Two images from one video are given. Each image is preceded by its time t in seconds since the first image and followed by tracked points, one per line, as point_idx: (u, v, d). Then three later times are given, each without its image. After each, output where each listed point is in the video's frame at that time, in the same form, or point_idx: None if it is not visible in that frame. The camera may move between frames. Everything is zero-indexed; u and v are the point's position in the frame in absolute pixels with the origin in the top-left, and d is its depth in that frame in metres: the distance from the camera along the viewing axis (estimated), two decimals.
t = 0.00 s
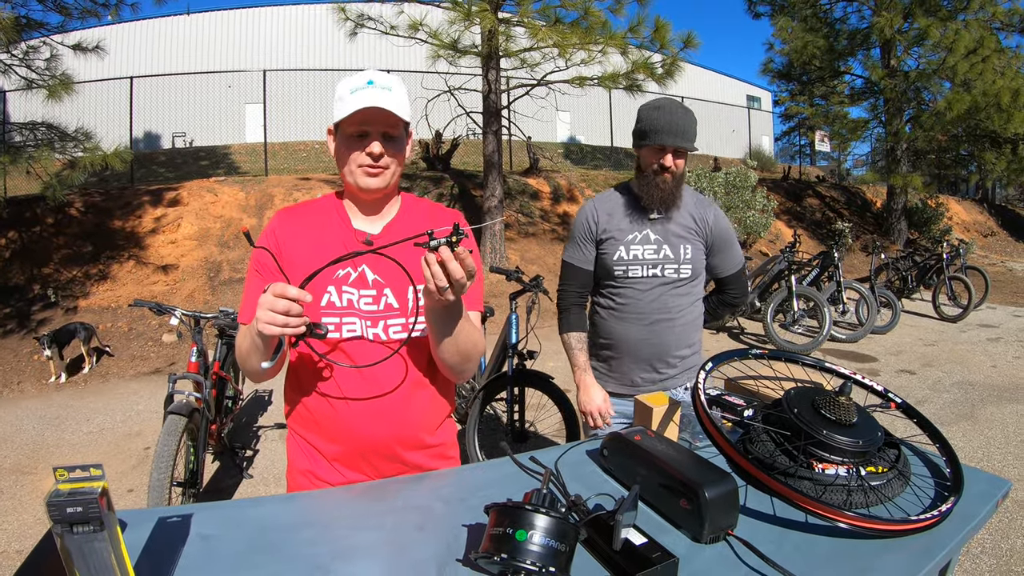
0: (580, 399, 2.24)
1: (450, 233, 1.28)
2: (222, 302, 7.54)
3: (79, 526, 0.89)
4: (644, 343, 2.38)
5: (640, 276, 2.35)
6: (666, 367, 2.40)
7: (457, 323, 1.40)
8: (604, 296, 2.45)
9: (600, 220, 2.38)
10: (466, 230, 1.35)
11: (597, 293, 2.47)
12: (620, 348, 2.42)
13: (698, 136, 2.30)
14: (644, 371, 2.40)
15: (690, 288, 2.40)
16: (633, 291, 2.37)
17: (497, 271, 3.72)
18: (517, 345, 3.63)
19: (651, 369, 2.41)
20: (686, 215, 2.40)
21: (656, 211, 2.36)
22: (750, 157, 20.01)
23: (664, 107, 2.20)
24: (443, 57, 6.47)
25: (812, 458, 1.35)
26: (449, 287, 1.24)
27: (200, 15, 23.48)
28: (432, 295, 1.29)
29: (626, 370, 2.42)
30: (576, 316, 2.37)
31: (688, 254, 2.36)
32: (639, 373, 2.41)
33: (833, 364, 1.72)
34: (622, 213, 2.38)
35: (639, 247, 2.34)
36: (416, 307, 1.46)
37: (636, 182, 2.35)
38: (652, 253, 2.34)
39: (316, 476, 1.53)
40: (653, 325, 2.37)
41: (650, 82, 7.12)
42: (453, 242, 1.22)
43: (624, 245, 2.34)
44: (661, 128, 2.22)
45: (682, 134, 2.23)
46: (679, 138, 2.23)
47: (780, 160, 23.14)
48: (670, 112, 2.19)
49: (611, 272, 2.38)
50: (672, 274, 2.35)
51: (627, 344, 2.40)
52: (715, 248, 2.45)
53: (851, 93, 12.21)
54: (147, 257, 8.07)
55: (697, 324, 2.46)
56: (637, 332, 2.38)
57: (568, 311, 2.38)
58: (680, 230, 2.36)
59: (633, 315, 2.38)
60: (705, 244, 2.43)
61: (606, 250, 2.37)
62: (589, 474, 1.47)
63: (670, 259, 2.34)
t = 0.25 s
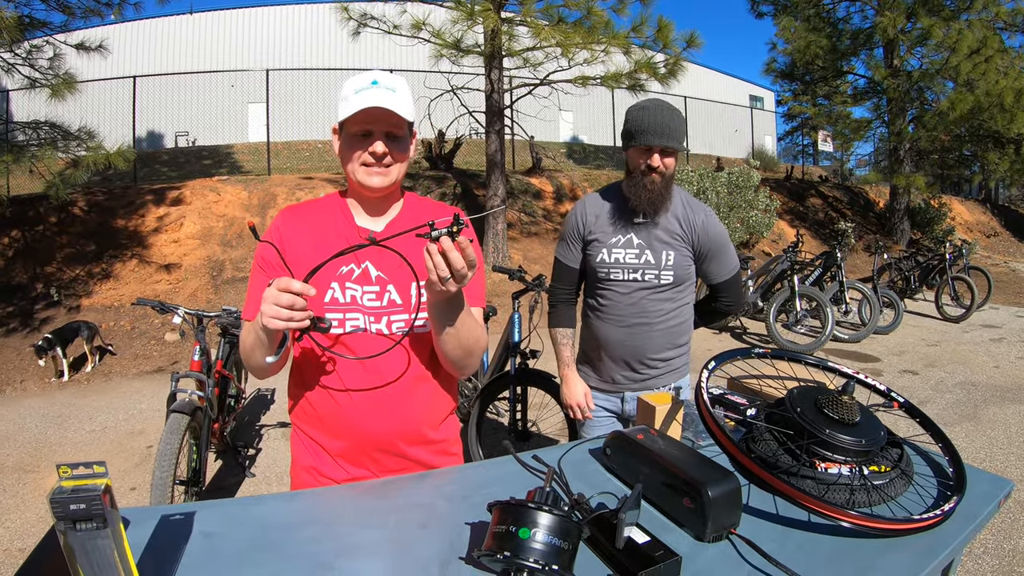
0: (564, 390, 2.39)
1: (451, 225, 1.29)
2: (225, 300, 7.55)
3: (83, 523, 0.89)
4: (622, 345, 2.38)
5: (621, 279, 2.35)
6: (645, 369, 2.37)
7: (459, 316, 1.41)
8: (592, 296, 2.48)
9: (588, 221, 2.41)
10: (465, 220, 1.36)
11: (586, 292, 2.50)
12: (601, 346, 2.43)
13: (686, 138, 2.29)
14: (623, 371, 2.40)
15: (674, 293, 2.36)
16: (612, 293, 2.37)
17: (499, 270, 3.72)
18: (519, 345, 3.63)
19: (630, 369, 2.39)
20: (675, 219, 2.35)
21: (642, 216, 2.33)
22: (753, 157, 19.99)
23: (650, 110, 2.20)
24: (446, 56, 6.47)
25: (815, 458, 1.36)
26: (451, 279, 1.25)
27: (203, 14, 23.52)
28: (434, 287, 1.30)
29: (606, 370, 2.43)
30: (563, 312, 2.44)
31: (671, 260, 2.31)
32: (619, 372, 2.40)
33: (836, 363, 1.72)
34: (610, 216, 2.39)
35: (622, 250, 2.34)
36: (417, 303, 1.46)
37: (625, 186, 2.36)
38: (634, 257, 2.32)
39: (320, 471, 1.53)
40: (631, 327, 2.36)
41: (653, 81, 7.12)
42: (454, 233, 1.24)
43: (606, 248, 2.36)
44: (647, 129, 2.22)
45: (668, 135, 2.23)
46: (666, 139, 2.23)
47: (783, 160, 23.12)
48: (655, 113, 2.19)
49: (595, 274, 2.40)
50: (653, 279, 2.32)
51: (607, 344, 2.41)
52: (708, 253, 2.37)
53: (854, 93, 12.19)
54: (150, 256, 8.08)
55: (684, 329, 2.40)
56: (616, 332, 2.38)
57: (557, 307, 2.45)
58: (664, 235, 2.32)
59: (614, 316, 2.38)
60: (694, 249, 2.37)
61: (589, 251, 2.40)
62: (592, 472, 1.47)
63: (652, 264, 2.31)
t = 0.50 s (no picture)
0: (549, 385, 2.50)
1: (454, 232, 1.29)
2: (229, 300, 7.57)
3: (89, 520, 0.89)
4: (606, 342, 2.38)
5: (603, 276, 2.36)
6: (628, 367, 2.35)
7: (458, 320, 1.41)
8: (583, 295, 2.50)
9: (576, 221, 2.46)
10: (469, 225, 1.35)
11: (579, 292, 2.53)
12: (588, 344, 2.45)
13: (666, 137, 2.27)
14: (608, 370, 2.39)
15: (657, 291, 2.33)
16: (596, 290, 2.39)
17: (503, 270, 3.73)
18: (523, 344, 3.65)
19: (616, 368, 2.39)
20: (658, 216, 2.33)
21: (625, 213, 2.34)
22: (756, 156, 19.98)
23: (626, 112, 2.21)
24: (450, 56, 6.48)
25: (817, 457, 1.36)
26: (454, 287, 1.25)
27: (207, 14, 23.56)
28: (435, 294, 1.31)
29: (593, 368, 2.43)
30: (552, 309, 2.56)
31: (651, 257, 2.29)
32: (605, 370, 2.40)
33: (838, 364, 1.72)
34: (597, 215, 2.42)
35: (604, 248, 2.36)
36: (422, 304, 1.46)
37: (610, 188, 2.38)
38: (615, 254, 2.33)
39: (325, 470, 1.53)
40: (613, 324, 2.36)
41: (656, 81, 7.11)
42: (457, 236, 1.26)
43: (590, 245, 2.39)
44: (622, 132, 2.23)
45: (648, 135, 2.23)
46: (644, 139, 2.23)
47: (787, 160, 23.10)
48: (632, 115, 2.19)
49: (581, 272, 2.43)
50: (634, 276, 2.31)
51: (593, 341, 2.42)
52: (694, 250, 2.30)
53: (858, 93, 12.16)
54: (154, 256, 8.10)
55: (671, 328, 2.37)
56: (601, 330, 2.39)
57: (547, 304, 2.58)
58: (646, 233, 2.30)
59: (598, 313, 2.39)
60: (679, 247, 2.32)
61: (576, 249, 2.45)
62: (594, 472, 1.47)
63: (633, 261, 2.31)
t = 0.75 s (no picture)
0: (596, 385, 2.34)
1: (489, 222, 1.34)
2: (245, 291, 7.63)
3: (104, 507, 0.88)
4: (693, 341, 2.36)
5: (690, 274, 2.35)
6: (717, 365, 2.38)
7: (488, 309, 1.43)
8: (647, 294, 2.46)
9: (645, 218, 2.41)
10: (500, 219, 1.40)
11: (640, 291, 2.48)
12: (668, 346, 2.40)
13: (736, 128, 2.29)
14: (693, 369, 2.37)
15: (736, 285, 2.39)
16: (682, 289, 2.36)
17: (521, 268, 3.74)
18: (539, 343, 3.66)
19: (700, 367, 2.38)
20: (729, 211, 2.38)
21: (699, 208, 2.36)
22: (774, 162, 19.87)
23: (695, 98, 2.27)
24: (471, 53, 6.48)
25: (834, 465, 1.33)
26: (493, 267, 1.33)
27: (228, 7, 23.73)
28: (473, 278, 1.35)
29: (675, 369, 2.39)
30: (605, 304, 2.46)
31: (735, 251, 2.34)
32: (687, 371, 2.38)
33: (858, 371, 1.69)
34: (667, 211, 2.39)
35: (687, 244, 2.34)
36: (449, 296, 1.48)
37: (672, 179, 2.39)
38: (699, 250, 2.33)
39: (346, 463, 1.52)
40: (702, 323, 2.35)
41: (677, 83, 7.09)
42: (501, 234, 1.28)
43: (670, 243, 2.36)
44: (691, 116, 2.26)
45: (714, 123, 2.24)
46: (712, 127, 2.23)
47: (805, 166, 22.93)
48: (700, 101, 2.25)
49: (658, 270, 2.38)
50: (720, 271, 2.34)
51: (675, 341, 2.38)
52: (757, 240, 2.43)
53: (880, 100, 12.05)
54: (172, 245, 8.17)
55: (743, 321, 2.44)
56: (689, 330, 2.36)
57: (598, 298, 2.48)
58: (725, 227, 2.35)
59: (682, 313, 2.36)
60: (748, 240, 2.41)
61: (651, 248, 2.39)
62: (612, 473, 1.46)
63: (717, 256, 2.33)
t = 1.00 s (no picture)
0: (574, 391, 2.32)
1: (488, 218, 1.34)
2: (244, 290, 7.63)
3: (102, 505, 0.88)
4: (676, 343, 2.35)
5: (670, 275, 2.33)
6: (698, 365, 2.39)
7: (485, 307, 1.42)
8: (625, 298, 2.42)
9: (621, 221, 2.36)
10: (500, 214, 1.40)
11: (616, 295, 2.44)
12: (650, 349, 2.37)
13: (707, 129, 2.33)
14: (676, 371, 2.36)
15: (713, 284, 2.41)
16: (663, 291, 2.34)
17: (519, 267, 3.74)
18: (537, 342, 3.67)
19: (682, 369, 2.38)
20: (705, 211, 2.40)
21: (676, 209, 2.35)
22: (773, 162, 19.88)
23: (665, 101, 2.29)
24: (471, 53, 6.47)
25: (831, 464, 1.33)
26: (495, 264, 1.32)
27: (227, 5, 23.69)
28: (473, 276, 1.36)
29: (657, 371, 2.37)
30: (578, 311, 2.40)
31: (712, 250, 2.37)
32: (670, 373, 2.37)
33: (855, 371, 1.69)
34: (643, 213, 2.36)
35: (666, 247, 2.33)
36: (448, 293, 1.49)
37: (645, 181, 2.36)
38: (679, 252, 2.33)
39: (344, 461, 1.51)
40: (683, 324, 2.35)
41: (677, 83, 7.09)
42: (496, 228, 1.28)
43: (648, 246, 2.32)
44: (661, 120, 2.28)
45: (686, 125, 2.26)
46: (686, 130, 2.26)
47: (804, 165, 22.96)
48: (671, 104, 2.25)
49: (638, 273, 2.35)
50: (700, 271, 2.35)
51: (657, 345, 2.36)
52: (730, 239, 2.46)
53: (879, 100, 12.03)
54: (171, 244, 8.15)
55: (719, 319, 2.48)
56: (671, 331, 2.35)
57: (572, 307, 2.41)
58: (702, 227, 2.36)
59: (664, 315, 2.35)
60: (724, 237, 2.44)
61: (629, 251, 2.35)
62: (609, 472, 1.46)
63: (697, 256, 2.34)
